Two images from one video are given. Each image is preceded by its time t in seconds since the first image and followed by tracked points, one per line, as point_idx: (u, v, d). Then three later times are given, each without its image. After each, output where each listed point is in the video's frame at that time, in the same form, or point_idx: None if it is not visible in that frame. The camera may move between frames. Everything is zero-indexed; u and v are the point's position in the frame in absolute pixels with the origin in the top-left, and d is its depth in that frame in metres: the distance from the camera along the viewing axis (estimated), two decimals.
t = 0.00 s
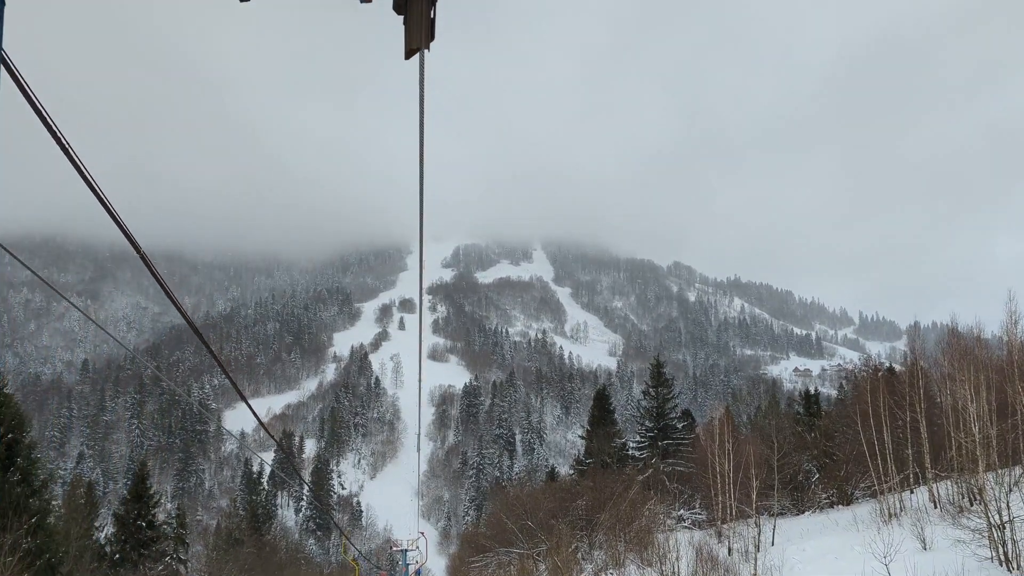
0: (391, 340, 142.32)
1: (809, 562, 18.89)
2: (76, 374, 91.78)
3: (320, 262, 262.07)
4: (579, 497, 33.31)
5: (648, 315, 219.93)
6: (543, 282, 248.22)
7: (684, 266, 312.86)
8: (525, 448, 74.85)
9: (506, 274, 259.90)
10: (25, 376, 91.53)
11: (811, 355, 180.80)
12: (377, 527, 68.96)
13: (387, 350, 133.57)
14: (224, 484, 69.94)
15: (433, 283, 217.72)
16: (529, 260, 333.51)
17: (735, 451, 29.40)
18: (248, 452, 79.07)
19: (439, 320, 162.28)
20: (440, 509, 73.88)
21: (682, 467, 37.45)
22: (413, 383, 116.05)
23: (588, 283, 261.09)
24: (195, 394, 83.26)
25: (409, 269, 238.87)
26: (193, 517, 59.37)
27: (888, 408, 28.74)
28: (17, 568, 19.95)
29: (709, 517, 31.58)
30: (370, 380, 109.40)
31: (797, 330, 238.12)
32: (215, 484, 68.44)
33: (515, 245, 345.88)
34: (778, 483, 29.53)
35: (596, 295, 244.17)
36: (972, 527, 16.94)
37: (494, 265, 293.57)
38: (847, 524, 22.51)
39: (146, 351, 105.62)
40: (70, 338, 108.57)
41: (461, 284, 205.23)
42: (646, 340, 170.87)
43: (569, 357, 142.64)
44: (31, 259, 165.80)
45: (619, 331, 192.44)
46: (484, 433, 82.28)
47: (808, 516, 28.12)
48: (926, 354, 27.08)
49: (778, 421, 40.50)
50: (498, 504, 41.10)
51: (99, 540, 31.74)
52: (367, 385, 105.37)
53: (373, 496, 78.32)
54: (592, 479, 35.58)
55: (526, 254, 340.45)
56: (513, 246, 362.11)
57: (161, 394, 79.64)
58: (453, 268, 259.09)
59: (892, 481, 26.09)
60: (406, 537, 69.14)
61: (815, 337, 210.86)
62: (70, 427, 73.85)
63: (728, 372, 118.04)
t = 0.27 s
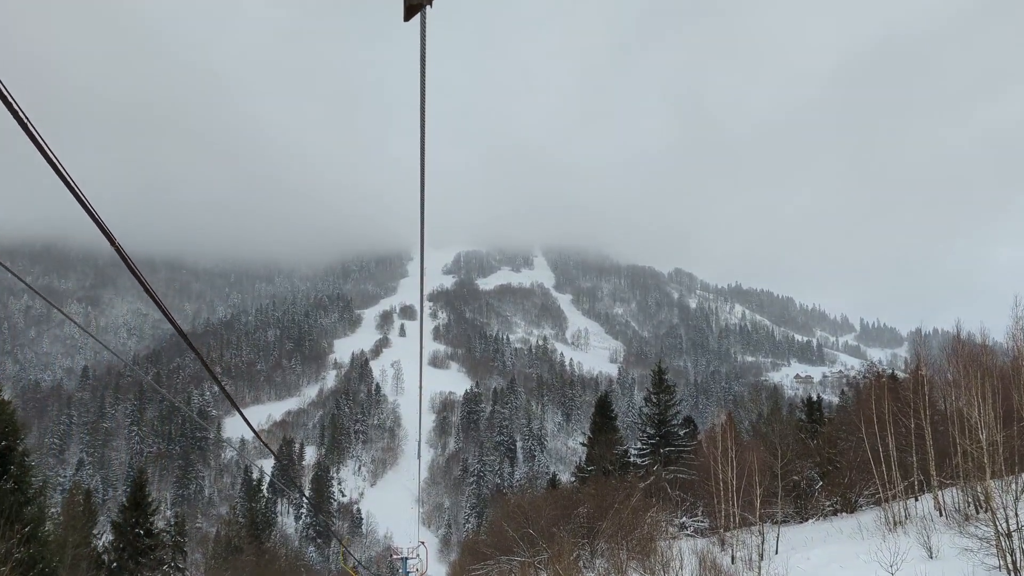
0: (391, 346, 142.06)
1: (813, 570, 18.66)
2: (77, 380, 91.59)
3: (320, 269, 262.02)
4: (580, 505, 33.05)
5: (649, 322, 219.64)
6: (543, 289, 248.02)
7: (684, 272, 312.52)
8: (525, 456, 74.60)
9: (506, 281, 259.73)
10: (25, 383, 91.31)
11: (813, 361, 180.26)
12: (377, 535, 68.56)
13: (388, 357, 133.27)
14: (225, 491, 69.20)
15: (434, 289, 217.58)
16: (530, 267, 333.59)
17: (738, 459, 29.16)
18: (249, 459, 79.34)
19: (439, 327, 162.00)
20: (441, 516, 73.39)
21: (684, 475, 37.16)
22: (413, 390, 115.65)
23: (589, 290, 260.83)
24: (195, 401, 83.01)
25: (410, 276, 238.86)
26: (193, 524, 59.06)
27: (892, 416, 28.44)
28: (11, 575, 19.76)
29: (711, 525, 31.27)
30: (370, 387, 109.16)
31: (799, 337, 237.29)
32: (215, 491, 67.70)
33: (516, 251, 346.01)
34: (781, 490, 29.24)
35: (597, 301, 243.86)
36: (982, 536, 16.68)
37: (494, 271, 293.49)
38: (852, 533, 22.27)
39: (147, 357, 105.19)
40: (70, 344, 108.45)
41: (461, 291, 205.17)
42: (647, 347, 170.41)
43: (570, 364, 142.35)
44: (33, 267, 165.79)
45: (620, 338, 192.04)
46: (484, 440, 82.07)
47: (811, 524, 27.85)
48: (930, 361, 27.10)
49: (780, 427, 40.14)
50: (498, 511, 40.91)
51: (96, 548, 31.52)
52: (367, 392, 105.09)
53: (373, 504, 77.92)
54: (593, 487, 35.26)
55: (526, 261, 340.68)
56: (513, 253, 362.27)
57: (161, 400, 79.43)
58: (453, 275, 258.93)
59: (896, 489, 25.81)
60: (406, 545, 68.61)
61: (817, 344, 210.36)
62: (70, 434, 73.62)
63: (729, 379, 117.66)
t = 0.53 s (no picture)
0: (391, 351, 141.93)
1: None
2: (77, 384, 91.34)
3: (320, 273, 261.98)
4: (582, 510, 32.83)
5: (649, 326, 219.51)
6: (544, 293, 247.97)
7: (684, 277, 312.52)
8: (525, 460, 74.33)
9: (507, 286, 259.65)
10: (25, 387, 91.01)
11: (813, 366, 179.98)
12: (377, 540, 68.28)
13: (388, 361, 133.12)
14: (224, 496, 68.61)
15: (434, 294, 217.50)
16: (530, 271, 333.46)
17: (741, 463, 29.00)
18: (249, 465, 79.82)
19: (439, 331, 161.90)
20: (441, 521, 73.04)
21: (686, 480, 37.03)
22: (413, 394, 115.41)
23: (589, 295, 260.75)
24: (195, 406, 82.74)
25: (410, 280, 238.84)
26: (193, 530, 58.81)
27: (896, 420, 28.31)
28: None
29: (714, 530, 31.09)
30: (370, 391, 108.99)
31: (799, 342, 236.96)
32: (214, 495, 67.26)
33: (516, 256, 346.11)
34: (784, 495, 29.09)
35: (597, 306, 243.72)
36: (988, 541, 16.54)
37: (494, 276, 293.37)
38: (856, 538, 22.14)
39: (147, 361, 104.99)
40: (70, 349, 108.12)
41: (461, 296, 205.15)
42: (647, 352, 170.19)
43: (570, 368, 142.13)
44: (33, 271, 165.67)
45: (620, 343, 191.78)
46: (484, 445, 81.84)
47: (814, 530, 27.68)
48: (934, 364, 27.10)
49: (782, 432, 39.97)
50: (499, 517, 40.65)
51: (94, 554, 31.27)
52: (367, 397, 104.89)
53: (373, 508, 77.62)
54: (594, 492, 35.07)
55: (527, 265, 340.70)
56: (513, 258, 362.43)
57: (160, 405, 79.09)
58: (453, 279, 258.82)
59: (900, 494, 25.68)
60: (406, 551, 68.36)
61: (817, 348, 210.41)
62: (70, 438, 73.38)
63: (729, 384, 117.50)
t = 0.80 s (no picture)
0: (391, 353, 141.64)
1: None
2: (76, 386, 91.05)
3: (320, 275, 261.71)
4: (583, 512, 32.68)
5: (649, 329, 219.34)
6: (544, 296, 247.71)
7: (684, 279, 312.36)
8: (525, 463, 74.11)
9: (506, 288, 259.40)
10: (24, 389, 90.73)
11: (814, 368, 179.59)
12: (377, 542, 68.04)
13: (387, 363, 132.87)
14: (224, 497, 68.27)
15: (434, 296, 217.22)
16: (530, 273, 333.25)
17: (743, 465, 28.84)
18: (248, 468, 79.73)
19: (439, 333, 161.60)
20: (440, 523, 72.76)
21: (687, 483, 36.92)
22: (413, 396, 115.13)
23: (589, 297, 260.52)
24: (194, 409, 82.47)
25: (410, 282, 238.62)
26: (192, 532, 58.60)
27: (899, 422, 28.18)
28: None
29: (715, 533, 30.93)
30: (370, 393, 108.79)
31: (799, 345, 236.55)
32: (213, 497, 66.97)
33: (516, 258, 345.99)
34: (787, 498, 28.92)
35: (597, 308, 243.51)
36: (994, 543, 16.43)
37: (494, 278, 293.12)
38: (859, 541, 22.03)
39: (146, 363, 104.69)
40: (70, 350, 105.62)
41: (461, 298, 204.94)
42: (647, 354, 169.91)
43: (570, 371, 141.87)
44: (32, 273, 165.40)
45: (620, 345, 191.48)
46: (484, 447, 81.66)
47: (816, 533, 27.53)
48: (937, 366, 27.08)
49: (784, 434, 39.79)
50: (499, 519, 40.47)
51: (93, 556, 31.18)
52: (366, 399, 104.66)
53: (372, 511, 77.36)
54: (596, 495, 34.91)
55: (527, 268, 340.57)
56: (513, 260, 362.26)
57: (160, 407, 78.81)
58: (453, 282, 258.46)
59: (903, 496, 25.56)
60: (406, 553, 68.09)
61: (817, 351, 210.39)
62: (69, 441, 73.27)
63: (729, 386, 117.26)
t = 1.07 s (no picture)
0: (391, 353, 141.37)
1: None
2: (75, 386, 90.87)
3: (320, 275, 261.51)
4: (584, 512, 32.51)
5: (649, 328, 219.13)
6: (544, 295, 247.39)
7: (685, 278, 312.07)
8: (525, 462, 73.94)
9: (506, 287, 259.12)
10: (24, 389, 90.57)
11: (814, 367, 179.32)
12: (377, 542, 67.87)
13: (387, 363, 132.62)
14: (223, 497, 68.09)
15: (434, 295, 216.83)
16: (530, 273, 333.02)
17: (746, 465, 28.67)
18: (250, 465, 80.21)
19: (439, 333, 161.38)
20: (440, 523, 72.57)
21: (688, 482, 36.78)
22: (413, 396, 114.86)
23: (589, 296, 260.24)
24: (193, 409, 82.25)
25: (410, 282, 238.39)
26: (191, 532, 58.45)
27: (903, 421, 28.03)
28: None
29: (717, 533, 30.77)
30: (370, 392, 108.64)
31: (800, 344, 236.32)
32: (213, 497, 66.76)
33: (516, 258, 345.69)
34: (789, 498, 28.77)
35: (597, 307, 243.29)
36: (1000, 543, 16.29)
37: (494, 278, 292.83)
38: (863, 541, 21.89)
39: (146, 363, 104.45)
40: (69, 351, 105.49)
41: (461, 298, 204.73)
42: (647, 353, 169.66)
43: (570, 370, 141.68)
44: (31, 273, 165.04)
45: (621, 344, 191.23)
46: (484, 447, 81.50)
47: (819, 533, 27.40)
48: (942, 365, 26.96)
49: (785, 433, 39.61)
50: (499, 519, 40.28)
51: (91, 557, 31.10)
52: (366, 398, 104.46)
53: (372, 511, 77.17)
54: (597, 494, 34.79)
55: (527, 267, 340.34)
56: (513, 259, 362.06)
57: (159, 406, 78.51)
58: (453, 281, 258.23)
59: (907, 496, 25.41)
60: (406, 552, 67.94)
61: (817, 350, 210.33)
62: (69, 440, 73.25)
63: (730, 385, 117.05)
